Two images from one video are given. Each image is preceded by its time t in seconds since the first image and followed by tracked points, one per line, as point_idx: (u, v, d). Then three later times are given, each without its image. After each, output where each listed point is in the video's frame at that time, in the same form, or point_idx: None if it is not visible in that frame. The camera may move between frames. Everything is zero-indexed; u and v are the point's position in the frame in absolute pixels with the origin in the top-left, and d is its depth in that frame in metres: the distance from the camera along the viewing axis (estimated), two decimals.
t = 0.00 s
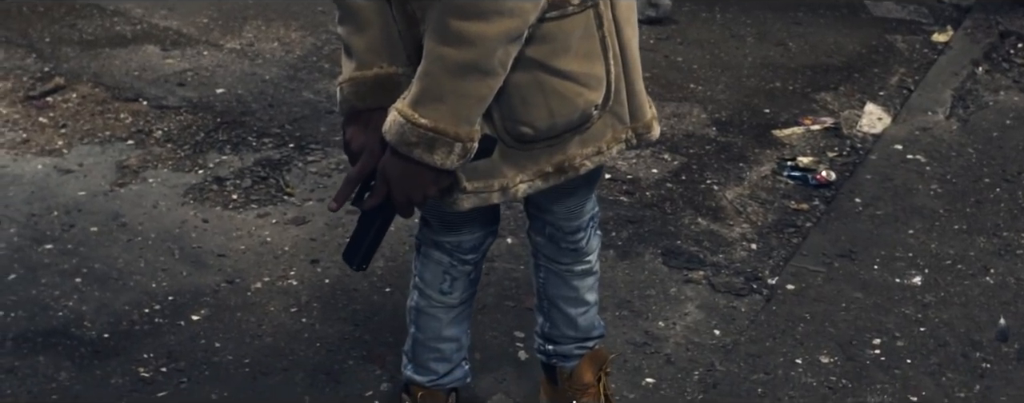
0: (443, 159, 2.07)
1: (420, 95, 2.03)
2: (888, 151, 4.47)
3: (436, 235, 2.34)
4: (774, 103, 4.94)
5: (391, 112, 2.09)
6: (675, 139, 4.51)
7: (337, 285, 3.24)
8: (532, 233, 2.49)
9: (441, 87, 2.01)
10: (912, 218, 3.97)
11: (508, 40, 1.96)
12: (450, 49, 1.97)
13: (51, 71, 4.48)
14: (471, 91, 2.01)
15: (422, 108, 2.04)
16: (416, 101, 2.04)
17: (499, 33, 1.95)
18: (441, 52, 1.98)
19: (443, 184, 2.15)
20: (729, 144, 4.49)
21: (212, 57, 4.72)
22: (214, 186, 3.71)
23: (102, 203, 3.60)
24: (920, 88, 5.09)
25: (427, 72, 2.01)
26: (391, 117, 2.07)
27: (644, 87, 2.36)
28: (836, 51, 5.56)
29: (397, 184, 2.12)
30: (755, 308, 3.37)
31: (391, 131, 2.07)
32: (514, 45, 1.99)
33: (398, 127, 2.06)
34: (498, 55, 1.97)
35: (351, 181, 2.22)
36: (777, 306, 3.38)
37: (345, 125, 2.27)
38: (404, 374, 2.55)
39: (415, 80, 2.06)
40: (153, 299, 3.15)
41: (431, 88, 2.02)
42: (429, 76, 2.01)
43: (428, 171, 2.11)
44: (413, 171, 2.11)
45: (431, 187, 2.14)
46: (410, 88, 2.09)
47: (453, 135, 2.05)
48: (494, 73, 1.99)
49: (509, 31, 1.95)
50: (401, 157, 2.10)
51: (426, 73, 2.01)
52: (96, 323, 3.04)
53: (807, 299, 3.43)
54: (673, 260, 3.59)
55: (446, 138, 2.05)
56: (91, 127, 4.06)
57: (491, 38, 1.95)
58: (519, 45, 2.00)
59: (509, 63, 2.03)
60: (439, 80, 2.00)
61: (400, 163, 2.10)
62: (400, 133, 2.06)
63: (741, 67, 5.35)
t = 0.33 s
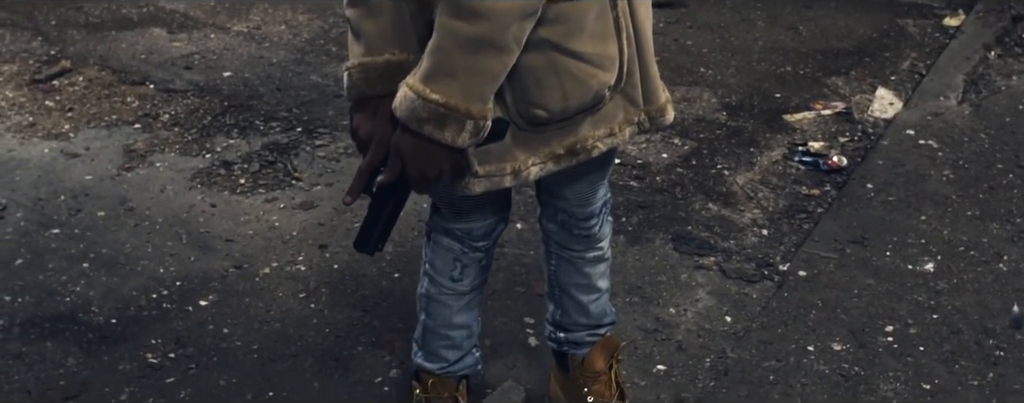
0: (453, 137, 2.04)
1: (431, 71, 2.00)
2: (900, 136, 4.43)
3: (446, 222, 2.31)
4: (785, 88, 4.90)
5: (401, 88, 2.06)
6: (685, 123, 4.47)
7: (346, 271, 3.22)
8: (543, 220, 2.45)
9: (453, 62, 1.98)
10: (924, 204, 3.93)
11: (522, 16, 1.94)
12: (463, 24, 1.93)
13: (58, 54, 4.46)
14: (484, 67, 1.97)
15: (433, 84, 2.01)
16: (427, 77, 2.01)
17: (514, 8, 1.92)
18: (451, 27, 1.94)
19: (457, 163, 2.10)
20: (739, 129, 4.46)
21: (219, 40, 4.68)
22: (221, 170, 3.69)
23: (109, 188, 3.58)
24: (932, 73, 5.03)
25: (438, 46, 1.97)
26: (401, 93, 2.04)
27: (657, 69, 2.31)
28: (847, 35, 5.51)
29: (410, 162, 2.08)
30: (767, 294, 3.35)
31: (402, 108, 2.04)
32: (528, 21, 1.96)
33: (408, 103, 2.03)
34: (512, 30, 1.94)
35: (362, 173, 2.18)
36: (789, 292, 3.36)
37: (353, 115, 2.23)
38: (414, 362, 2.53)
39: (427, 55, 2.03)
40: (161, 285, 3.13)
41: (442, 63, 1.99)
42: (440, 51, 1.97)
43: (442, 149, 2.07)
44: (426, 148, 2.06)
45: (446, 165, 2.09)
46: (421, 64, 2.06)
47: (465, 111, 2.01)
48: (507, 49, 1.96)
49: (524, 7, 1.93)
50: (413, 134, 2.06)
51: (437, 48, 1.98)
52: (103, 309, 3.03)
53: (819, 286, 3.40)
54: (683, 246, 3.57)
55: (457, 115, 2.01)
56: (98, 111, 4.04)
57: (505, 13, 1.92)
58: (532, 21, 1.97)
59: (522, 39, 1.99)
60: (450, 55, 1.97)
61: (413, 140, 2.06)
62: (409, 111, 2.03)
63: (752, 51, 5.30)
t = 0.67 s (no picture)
0: (469, 101, 1.97)
1: (451, 33, 1.94)
2: (912, 121, 4.39)
3: (459, 210, 2.29)
4: (795, 73, 4.86)
5: (415, 49, 1.98)
6: (695, 108, 4.44)
7: (355, 257, 3.21)
8: (556, 208, 2.43)
9: (475, 24, 1.93)
10: (937, 190, 3.89)
11: None
12: None
13: (65, 39, 4.44)
14: (506, 32, 1.93)
15: (452, 47, 1.95)
16: (446, 40, 1.95)
17: None
18: None
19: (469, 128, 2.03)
20: (750, 114, 4.42)
21: (227, 25, 4.66)
22: (230, 156, 3.67)
23: (117, 174, 3.56)
24: (944, 57, 4.98)
25: (460, 6, 1.92)
26: (416, 52, 1.97)
27: (669, 49, 2.29)
28: (858, 19, 5.46)
29: (423, 121, 2.00)
30: (779, 281, 3.32)
31: (417, 68, 1.96)
32: None
33: (425, 65, 1.95)
34: None
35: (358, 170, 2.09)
36: (801, 279, 3.33)
37: (343, 107, 2.09)
38: (425, 350, 2.51)
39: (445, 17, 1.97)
40: (170, 272, 3.12)
41: (463, 25, 1.93)
42: (462, 10, 1.92)
43: (456, 114, 2.00)
44: (441, 108, 1.99)
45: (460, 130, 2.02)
46: (436, 25, 1.99)
47: (482, 75, 1.96)
48: (531, 16, 1.92)
49: None
50: (428, 94, 1.98)
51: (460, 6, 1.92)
52: (112, 296, 3.02)
53: (832, 272, 3.38)
54: (694, 232, 3.54)
55: (474, 80, 1.96)
56: (106, 97, 4.02)
57: None
58: None
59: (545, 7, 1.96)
60: (473, 16, 1.92)
61: (426, 99, 1.99)
62: (423, 80, 1.96)
63: (762, 35, 5.26)
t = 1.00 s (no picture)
0: (495, 96, 1.93)
1: (475, 28, 1.91)
2: (918, 109, 4.37)
3: (466, 202, 2.27)
4: (801, 60, 4.83)
5: (437, 43, 1.93)
6: (701, 96, 4.42)
7: (359, 247, 3.20)
8: (565, 200, 2.42)
9: (500, 18, 1.89)
10: (944, 179, 3.87)
11: None
12: None
13: (67, 28, 4.41)
14: (532, 26, 1.90)
15: (476, 42, 1.91)
16: (470, 35, 1.91)
17: None
18: None
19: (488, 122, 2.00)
20: (755, 102, 4.40)
21: (229, 13, 4.64)
22: (233, 145, 3.65)
23: (120, 164, 3.55)
24: (951, 44, 4.94)
25: None
26: (439, 46, 1.91)
27: (681, 36, 2.28)
28: (864, 5, 5.42)
29: (443, 116, 1.94)
30: (785, 270, 3.31)
31: (440, 62, 1.90)
32: None
33: (450, 60, 1.90)
34: None
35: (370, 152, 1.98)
36: (808, 269, 3.32)
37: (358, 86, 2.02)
38: (431, 342, 2.50)
39: (469, 12, 1.92)
40: (173, 262, 3.11)
41: (487, 19, 1.89)
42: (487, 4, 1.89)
43: (479, 109, 1.95)
44: (464, 103, 1.94)
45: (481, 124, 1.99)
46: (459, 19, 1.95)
47: (508, 70, 1.92)
48: (556, 9, 1.89)
49: None
50: (451, 90, 1.93)
51: None
52: (116, 287, 3.01)
53: (838, 261, 3.36)
54: (700, 221, 3.53)
55: (499, 74, 1.92)
56: (108, 86, 4.00)
57: None
58: None
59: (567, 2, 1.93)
60: (498, 10, 1.88)
61: (449, 95, 1.93)
62: (448, 76, 1.91)
63: (767, 23, 5.23)
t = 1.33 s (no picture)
0: (548, 101, 1.91)
1: (522, 35, 1.87)
2: (919, 105, 4.35)
3: (464, 200, 2.25)
4: (802, 55, 4.82)
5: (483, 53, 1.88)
6: (701, 91, 4.40)
7: (359, 243, 3.19)
8: (564, 196, 2.40)
9: (548, 22, 1.86)
10: (945, 175, 3.86)
11: None
12: None
13: (65, 22, 4.40)
14: (579, 29, 1.88)
15: (525, 49, 1.87)
16: (518, 42, 1.87)
17: None
18: None
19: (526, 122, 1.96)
20: (756, 97, 4.38)
21: (229, 7, 4.62)
22: (232, 141, 3.64)
23: (118, 160, 3.53)
24: (952, 39, 4.93)
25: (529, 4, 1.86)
26: (489, 57, 1.86)
27: (687, 33, 2.27)
28: None
29: (492, 127, 1.91)
30: (786, 267, 3.30)
31: (494, 72, 1.86)
32: None
33: (503, 69, 1.86)
34: None
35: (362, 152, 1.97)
36: (809, 265, 3.31)
37: (354, 88, 2.00)
38: (431, 341, 2.49)
39: (513, 19, 1.88)
40: (172, 258, 3.10)
41: (536, 25, 1.86)
42: (533, 9, 1.86)
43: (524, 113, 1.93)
44: (515, 110, 1.91)
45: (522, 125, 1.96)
46: (500, 26, 1.90)
47: (559, 74, 1.90)
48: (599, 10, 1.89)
49: None
50: (503, 99, 1.89)
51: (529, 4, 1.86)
52: (114, 284, 3.00)
53: (839, 258, 3.35)
54: (701, 218, 3.52)
55: (551, 80, 1.89)
56: (106, 81, 3.98)
57: None
58: None
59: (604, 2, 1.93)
60: (545, 14, 1.86)
61: (500, 104, 1.89)
62: (501, 85, 1.87)
63: (768, 18, 5.21)
